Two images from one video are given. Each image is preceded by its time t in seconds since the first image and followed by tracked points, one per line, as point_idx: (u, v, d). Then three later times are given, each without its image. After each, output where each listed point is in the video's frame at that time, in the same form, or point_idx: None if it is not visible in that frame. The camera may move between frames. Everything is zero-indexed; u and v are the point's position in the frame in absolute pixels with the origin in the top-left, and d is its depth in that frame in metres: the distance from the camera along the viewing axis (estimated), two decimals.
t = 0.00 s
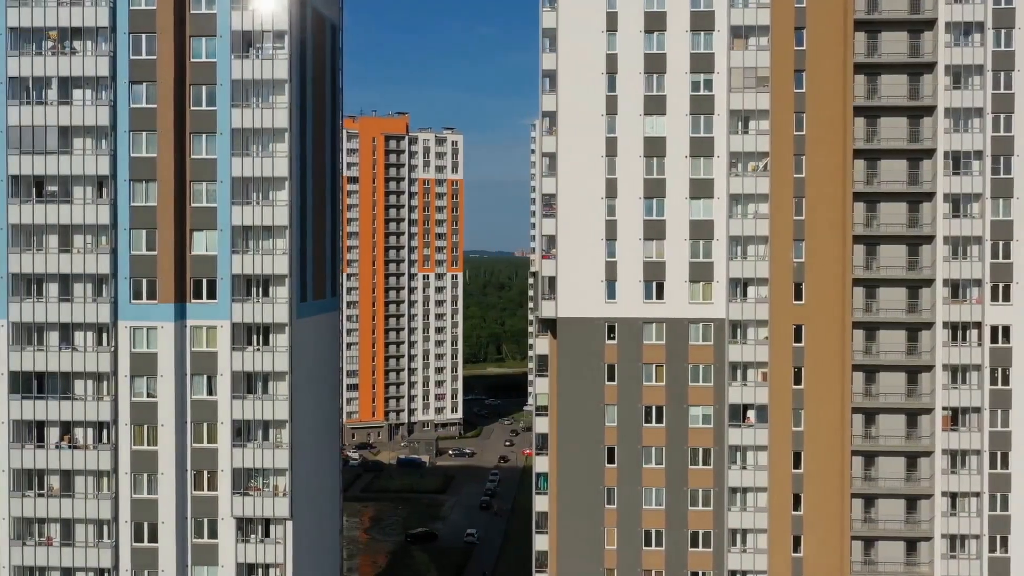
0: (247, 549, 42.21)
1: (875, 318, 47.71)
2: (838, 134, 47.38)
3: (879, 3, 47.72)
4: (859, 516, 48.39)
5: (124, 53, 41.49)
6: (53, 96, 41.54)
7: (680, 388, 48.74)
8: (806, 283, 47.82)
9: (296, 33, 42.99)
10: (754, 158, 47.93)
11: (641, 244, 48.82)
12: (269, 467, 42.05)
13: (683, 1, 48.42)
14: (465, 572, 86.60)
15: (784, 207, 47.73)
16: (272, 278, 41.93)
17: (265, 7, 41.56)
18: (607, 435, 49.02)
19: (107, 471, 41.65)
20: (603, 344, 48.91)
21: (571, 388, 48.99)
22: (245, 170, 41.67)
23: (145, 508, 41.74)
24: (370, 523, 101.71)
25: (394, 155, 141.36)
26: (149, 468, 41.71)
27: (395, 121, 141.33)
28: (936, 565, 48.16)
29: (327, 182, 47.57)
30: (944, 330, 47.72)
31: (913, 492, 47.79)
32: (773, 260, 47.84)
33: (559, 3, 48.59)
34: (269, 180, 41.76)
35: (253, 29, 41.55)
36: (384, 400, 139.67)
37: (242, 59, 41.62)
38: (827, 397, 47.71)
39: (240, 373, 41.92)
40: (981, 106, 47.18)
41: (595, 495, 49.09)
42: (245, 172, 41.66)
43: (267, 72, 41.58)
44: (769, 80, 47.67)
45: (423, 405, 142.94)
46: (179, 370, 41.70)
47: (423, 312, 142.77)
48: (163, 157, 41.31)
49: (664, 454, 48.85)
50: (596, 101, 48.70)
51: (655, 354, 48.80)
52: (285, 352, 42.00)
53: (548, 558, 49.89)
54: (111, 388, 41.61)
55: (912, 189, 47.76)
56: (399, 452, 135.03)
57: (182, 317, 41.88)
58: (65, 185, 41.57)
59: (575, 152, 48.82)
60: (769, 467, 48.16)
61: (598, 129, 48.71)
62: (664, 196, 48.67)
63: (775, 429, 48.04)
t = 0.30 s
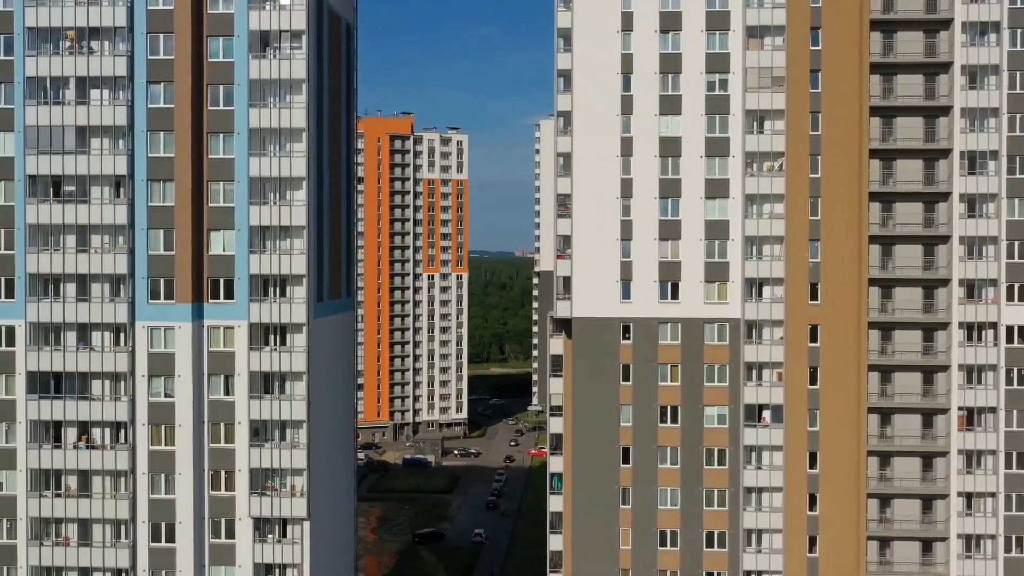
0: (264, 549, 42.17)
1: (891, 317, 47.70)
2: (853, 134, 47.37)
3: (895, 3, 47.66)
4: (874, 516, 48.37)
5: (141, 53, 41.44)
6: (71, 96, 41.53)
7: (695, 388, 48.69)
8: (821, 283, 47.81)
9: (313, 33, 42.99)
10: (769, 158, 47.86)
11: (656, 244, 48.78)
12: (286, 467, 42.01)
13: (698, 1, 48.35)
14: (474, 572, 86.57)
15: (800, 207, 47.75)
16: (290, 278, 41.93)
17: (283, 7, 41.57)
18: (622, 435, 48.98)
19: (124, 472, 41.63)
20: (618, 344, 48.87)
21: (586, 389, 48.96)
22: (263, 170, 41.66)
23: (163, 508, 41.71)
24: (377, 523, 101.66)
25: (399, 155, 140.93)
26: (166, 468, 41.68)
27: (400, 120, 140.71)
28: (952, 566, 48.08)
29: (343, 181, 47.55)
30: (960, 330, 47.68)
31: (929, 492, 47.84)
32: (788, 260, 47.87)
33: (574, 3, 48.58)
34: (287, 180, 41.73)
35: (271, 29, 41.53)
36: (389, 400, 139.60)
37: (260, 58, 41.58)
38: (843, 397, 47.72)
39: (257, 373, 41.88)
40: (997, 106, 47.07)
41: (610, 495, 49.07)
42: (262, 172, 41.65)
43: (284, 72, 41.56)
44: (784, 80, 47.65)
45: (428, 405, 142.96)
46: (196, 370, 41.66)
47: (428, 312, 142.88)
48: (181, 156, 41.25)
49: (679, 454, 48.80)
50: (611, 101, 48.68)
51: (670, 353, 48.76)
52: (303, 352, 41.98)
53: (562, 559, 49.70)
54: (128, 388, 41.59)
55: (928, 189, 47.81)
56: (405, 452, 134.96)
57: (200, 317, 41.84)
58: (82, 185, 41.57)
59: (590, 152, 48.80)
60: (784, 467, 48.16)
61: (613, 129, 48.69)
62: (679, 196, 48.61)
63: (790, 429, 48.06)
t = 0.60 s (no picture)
0: (281, 549, 42.15)
1: (907, 317, 47.76)
2: (869, 134, 47.29)
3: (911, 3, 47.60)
4: (890, 516, 48.34)
5: (159, 53, 41.43)
6: (89, 96, 41.57)
7: (710, 388, 48.66)
8: (837, 283, 47.80)
9: (330, 33, 42.96)
10: (785, 158, 47.92)
11: (672, 244, 48.74)
12: (304, 467, 42.00)
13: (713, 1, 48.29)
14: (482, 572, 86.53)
15: (815, 207, 47.76)
16: (307, 278, 41.92)
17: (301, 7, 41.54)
18: (637, 435, 48.98)
19: (142, 472, 41.61)
20: (633, 344, 48.92)
21: (601, 388, 49.00)
22: (280, 170, 41.62)
23: (180, 508, 41.67)
24: (384, 523, 101.62)
25: (404, 154, 140.28)
26: (184, 468, 41.67)
27: (404, 120, 140.26)
28: (968, 566, 48.08)
29: (359, 180, 47.54)
30: (976, 330, 47.73)
31: (945, 492, 47.83)
32: (804, 260, 47.87)
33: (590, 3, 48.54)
34: (304, 180, 41.72)
35: (288, 29, 41.51)
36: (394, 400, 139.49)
37: (277, 58, 41.54)
38: (859, 397, 47.70)
39: (275, 373, 41.86)
40: (1012, 106, 47.20)
41: (625, 494, 49.07)
42: (280, 172, 41.61)
43: (302, 72, 41.54)
44: (800, 80, 47.65)
45: (433, 405, 142.88)
46: (213, 370, 41.63)
47: (433, 312, 142.63)
48: (198, 156, 41.24)
49: (694, 454, 48.78)
50: (626, 101, 48.64)
51: (686, 354, 48.75)
52: (321, 352, 41.97)
53: (577, 558, 50.18)
54: (146, 388, 41.58)
55: (944, 189, 47.76)
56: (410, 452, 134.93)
57: (217, 317, 41.82)
58: (100, 185, 41.58)
59: (605, 152, 48.78)
60: (799, 467, 48.15)
61: (628, 128, 48.66)
62: (694, 196, 48.55)
63: (806, 429, 48.06)
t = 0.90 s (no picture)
0: (299, 549, 42.14)
1: (923, 317, 47.68)
2: (885, 134, 47.29)
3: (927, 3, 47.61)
4: (906, 516, 48.33)
5: (177, 53, 41.41)
6: (107, 96, 41.57)
7: (726, 388, 48.63)
8: (852, 283, 47.79)
9: (347, 33, 43.00)
10: (800, 157, 47.92)
11: (687, 243, 48.72)
12: (322, 467, 42.00)
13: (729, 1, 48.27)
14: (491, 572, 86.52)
15: (831, 207, 47.79)
16: (325, 278, 41.95)
17: (319, 7, 41.56)
18: (652, 435, 48.92)
19: (160, 472, 41.59)
20: (649, 344, 48.83)
21: (617, 388, 48.94)
22: (299, 170, 41.61)
23: (198, 508, 41.65)
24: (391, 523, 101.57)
25: (409, 154, 138.48)
26: (202, 468, 41.64)
27: (410, 121, 138.92)
28: (984, 566, 48.06)
29: (375, 180, 47.55)
30: (992, 330, 47.65)
31: (962, 492, 47.86)
32: (819, 260, 47.89)
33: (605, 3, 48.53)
34: (322, 180, 41.76)
35: (306, 28, 41.49)
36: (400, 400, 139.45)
37: (295, 58, 41.52)
38: (875, 397, 47.68)
39: (293, 373, 41.87)
40: None
41: (641, 495, 49.01)
42: (298, 171, 41.61)
43: (320, 72, 41.53)
44: (816, 80, 47.66)
45: (438, 405, 142.87)
46: (231, 371, 41.59)
47: (438, 312, 142.64)
48: (216, 156, 41.21)
49: (709, 454, 48.74)
50: (642, 101, 48.62)
51: (701, 354, 48.68)
52: (338, 352, 42.02)
53: (591, 558, 50.69)
54: (164, 388, 41.57)
55: (960, 188, 47.64)
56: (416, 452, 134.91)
57: (235, 317, 41.79)
58: (118, 185, 41.58)
59: (621, 152, 48.78)
60: (815, 467, 48.16)
61: (644, 128, 48.65)
62: (710, 196, 48.54)
63: (822, 429, 48.04)
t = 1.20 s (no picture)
0: (316, 549, 42.12)
1: (939, 317, 47.63)
2: (902, 133, 47.26)
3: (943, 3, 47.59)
4: (921, 516, 48.32)
5: (195, 53, 41.39)
6: (124, 95, 41.55)
7: (741, 388, 48.62)
8: (868, 283, 47.77)
9: (365, 33, 43.00)
10: (816, 157, 47.92)
11: (703, 243, 48.69)
12: (339, 467, 41.99)
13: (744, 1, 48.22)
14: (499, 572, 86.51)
15: (847, 207, 47.76)
16: (343, 278, 41.93)
17: (338, 7, 41.53)
18: (668, 435, 48.93)
19: (178, 472, 41.58)
20: (664, 343, 48.84)
21: (632, 388, 48.97)
22: (317, 170, 41.59)
23: (216, 508, 41.62)
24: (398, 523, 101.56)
25: (415, 154, 138.65)
26: (220, 468, 41.61)
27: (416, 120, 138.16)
28: (1000, 566, 47.99)
29: (390, 180, 47.53)
30: (1007, 330, 47.61)
31: (977, 492, 47.81)
32: (836, 260, 47.84)
33: (620, 3, 48.48)
34: (340, 180, 41.73)
35: (324, 28, 41.46)
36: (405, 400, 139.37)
37: (313, 58, 41.51)
38: (891, 397, 47.63)
39: (311, 373, 41.84)
40: None
41: (656, 495, 49.02)
42: (316, 171, 41.58)
43: (338, 72, 41.54)
44: (832, 80, 47.67)
45: (443, 405, 142.87)
46: (249, 371, 41.56)
47: (443, 312, 142.68)
48: (234, 156, 41.17)
49: (725, 454, 48.73)
50: (657, 101, 48.59)
51: (717, 354, 48.69)
52: (356, 352, 42.00)
53: (605, 558, 50.00)
54: (182, 388, 41.56)
55: (976, 189, 47.67)
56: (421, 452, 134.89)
57: (253, 317, 41.75)
58: (136, 185, 41.55)
59: (636, 152, 48.74)
60: (831, 467, 48.11)
61: (659, 128, 48.60)
62: (725, 195, 48.51)
63: (838, 429, 48.02)
